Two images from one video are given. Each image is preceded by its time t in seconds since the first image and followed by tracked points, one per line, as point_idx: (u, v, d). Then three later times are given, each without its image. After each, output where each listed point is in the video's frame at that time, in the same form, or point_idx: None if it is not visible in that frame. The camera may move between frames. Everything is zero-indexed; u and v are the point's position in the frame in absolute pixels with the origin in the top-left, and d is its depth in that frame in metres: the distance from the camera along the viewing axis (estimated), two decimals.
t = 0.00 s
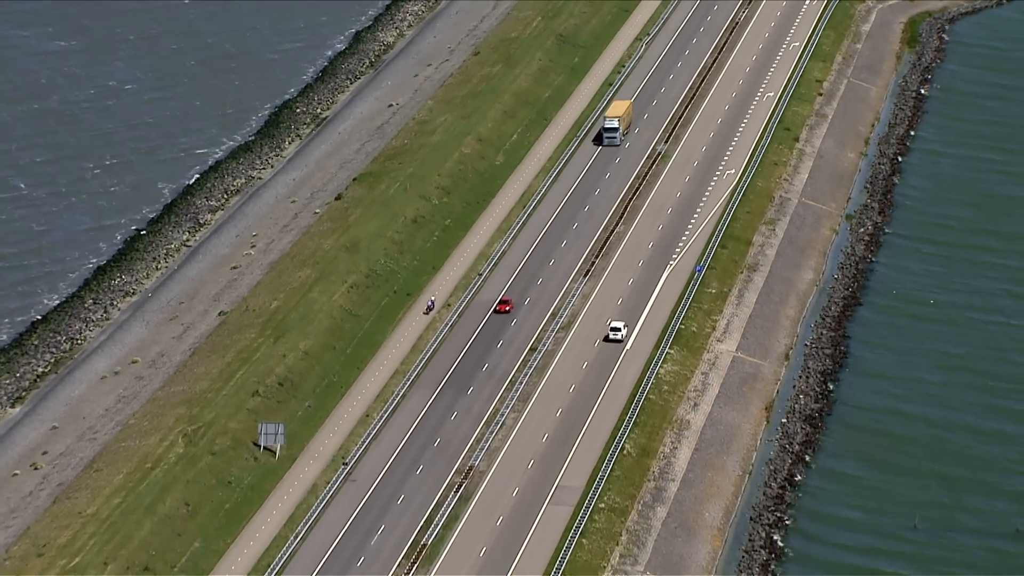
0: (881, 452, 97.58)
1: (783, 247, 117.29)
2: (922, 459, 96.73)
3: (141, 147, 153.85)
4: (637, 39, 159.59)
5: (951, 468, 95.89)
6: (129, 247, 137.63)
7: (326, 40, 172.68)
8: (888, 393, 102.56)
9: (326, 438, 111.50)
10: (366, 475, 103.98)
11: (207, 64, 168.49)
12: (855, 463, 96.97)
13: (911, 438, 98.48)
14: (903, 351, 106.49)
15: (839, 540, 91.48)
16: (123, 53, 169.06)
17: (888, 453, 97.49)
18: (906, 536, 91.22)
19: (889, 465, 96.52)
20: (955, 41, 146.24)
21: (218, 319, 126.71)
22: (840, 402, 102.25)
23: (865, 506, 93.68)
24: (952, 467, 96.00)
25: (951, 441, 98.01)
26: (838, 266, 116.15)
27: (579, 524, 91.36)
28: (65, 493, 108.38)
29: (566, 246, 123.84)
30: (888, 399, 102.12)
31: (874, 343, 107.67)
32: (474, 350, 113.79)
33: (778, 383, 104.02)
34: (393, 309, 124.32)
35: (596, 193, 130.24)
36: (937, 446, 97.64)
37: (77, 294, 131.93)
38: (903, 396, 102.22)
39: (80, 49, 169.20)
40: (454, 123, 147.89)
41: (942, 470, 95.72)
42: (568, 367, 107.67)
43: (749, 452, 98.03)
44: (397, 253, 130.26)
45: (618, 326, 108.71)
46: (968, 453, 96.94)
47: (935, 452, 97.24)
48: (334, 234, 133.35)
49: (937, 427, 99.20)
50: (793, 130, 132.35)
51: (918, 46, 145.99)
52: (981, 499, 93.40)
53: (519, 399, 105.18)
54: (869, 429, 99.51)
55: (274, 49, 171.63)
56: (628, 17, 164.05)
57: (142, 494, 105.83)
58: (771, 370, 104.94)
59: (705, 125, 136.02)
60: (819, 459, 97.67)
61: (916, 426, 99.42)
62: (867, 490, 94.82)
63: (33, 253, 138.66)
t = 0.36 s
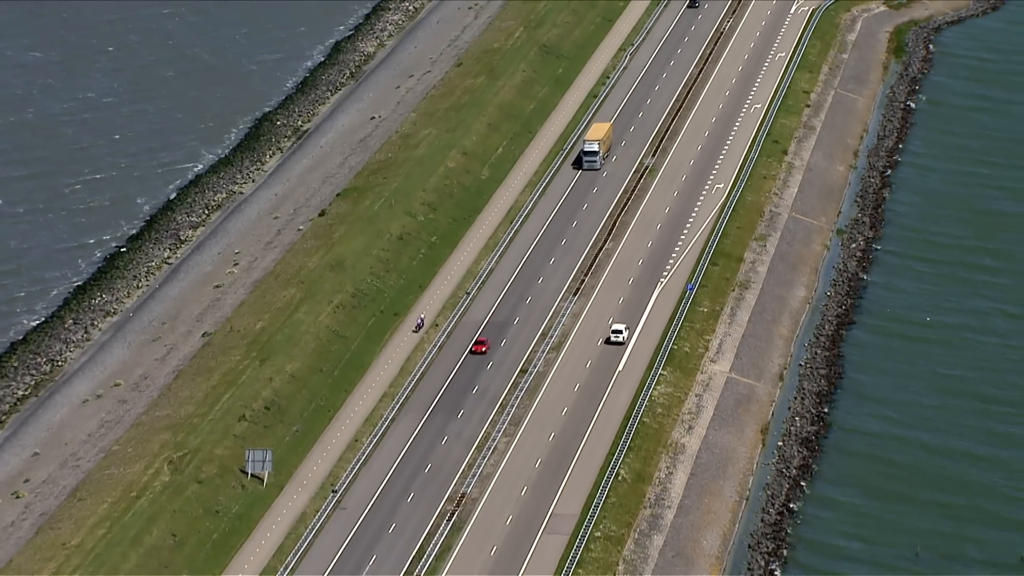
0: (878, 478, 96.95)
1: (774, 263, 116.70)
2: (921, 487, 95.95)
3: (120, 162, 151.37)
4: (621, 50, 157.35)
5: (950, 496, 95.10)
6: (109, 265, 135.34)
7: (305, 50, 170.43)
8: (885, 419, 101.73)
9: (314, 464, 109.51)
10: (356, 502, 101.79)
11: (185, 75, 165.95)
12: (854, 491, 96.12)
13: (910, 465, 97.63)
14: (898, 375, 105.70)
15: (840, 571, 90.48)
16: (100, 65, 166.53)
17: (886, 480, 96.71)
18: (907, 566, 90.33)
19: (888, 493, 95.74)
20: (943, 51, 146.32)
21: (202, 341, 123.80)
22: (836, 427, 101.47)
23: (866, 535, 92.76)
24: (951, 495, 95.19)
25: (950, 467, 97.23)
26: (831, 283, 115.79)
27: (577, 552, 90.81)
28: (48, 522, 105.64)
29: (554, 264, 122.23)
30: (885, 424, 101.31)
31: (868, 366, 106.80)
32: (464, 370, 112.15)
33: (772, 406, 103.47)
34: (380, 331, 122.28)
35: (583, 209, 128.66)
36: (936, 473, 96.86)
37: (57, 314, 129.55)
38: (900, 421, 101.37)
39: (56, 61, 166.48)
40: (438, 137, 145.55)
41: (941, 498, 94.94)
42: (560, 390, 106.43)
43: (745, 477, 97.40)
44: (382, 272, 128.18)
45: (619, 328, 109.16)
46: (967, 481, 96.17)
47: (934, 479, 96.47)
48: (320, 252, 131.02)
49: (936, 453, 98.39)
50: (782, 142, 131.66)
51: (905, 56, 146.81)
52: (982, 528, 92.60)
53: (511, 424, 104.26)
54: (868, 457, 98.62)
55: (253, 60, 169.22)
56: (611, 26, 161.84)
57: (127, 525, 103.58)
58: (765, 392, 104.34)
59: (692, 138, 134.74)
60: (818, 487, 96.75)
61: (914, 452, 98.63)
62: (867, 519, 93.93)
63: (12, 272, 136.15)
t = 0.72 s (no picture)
0: (877, 508, 96.15)
1: (766, 279, 116.03)
2: (920, 516, 95.20)
3: (98, 177, 148.89)
4: (604, 61, 155.41)
5: (949, 525, 94.38)
6: (89, 283, 132.75)
7: (284, 61, 168.18)
8: (882, 445, 100.98)
9: (302, 491, 106.44)
10: (345, 532, 100.37)
11: (163, 87, 163.49)
12: (853, 521, 95.28)
13: (909, 494, 96.93)
14: (894, 399, 105.03)
15: None
16: (77, 77, 163.94)
17: (885, 509, 95.95)
18: None
19: (887, 522, 95.00)
20: (930, 62, 146.85)
21: (185, 364, 121.22)
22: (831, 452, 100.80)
23: (866, 568, 91.95)
24: (950, 524, 94.48)
25: (948, 496, 96.52)
26: (824, 300, 115.25)
27: None
28: (31, 553, 102.52)
29: (542, 283, 120.81)
30: (882, 450, 100.55)
31: (863, 390, 106.14)
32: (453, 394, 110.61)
33: (767, 429, 102.35)
34: (367, 352, 119.03)
35: (571, 225, 127.44)
36: (934, 502, 96.14)
37: (36, 335, 126.97)
38: (897, 447, 100.65)
39: (33, 73, 163.86)
40: (422, 151, 142.77)
41: (940, 528, 94.24)
42: (551, 414, 105.10)
43: (742, 504, 96.14)
44: (369, 290, 125.03)
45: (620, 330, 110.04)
46: (966, 509, 95.45)
47: (933, 508, 95.73)
48: (304, 271, 127.79)
49: (934, 481, 97.63)
50: (770, 155, 131.66)
51: (892, 66, 146.90)
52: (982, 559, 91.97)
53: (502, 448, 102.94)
54: (865, 485, 97.87)
55: (231, 72, 166.82)
56: (594, 36, 160.32)
57: (112, 557, 100.26)
58: (760, 414, 103.29)
59: (679, 152, 133.88)
60: (815, 516, 95.91)
61: (912, 480, 97.93)
62: (867, 550, 93.12)
63: None
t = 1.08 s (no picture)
0: (876, 537, 95.17)
1: (756, 297, 116.02)
2: (919, 546, 94.26)
3: (75, 192, 146.15)
4: (588, 71, 153.47)
5: (949, 555, 93.48)
6: (67, 302, 129.64)
7: (262, 71, 165.82)
8: (878, 471, 100.15)
9: (289, 520, 103.19)
10: (333, 562, 98.48)
11: (141, 99, 160.79)
12: (851, 551, 94.25)
13: (907, 522, 96.00)
14: (889, 424, 104.33)
15: None
16: (52, 90, 161.04)
17: (883, 538, 94.99)
18: None
19: (885, 551, 94.05)
20: (915, 73, 147.84)
21: (167, 387, 117.55)
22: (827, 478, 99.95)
23: None
24: (950, 554, 93.58)
25: (947, 525, 95.61)
26: (815, 318, 115.27)
27: None
28: None
29: (529, 302, 119.23)
30: (879, 476, 99.73)
31: (858, 415, 105.44)
32: (441, 417, 108.92)
33: (762, 453, 101.93)
34: (352, 374, 115.49)
35: (557, 242, 126.02)
36: (933, 531, 95.23)
37: (14, 355, 123.69)
38: (894, 473, 99.82)
39: (8, 86, 160.85)
40: (406, 164, 139.70)
41: (939, 558, 93.35)
42: (542, 438, 103.77)
43: (737, 530, 95.63)
44: (354, 310, 121.46)
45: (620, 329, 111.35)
46: (965, 539, 94.56)
47: (932, 537, 94.80)
48: (286, 291, 124.18)
49: (932, 509, 96.80)
50: (758, 168, 131.49)
51: (878, 75, 147.95)
52: None
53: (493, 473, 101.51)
54: (863, 512, 96.93)
55: (210, 83, 164.32)
56: (576, 46, 158.61)
57: None
58: (754, 437, 102.94)
59: (666, 165, 133.01)
60: (812, 545, 94.91)
61: (910, 508, 97.05)
62: None
63: None
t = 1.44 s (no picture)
0: (873, 568, 93.91)
1: (747, 315, 115.27)
2: None
3: (52, 209, 143.28)
4: (570, 82, 151.81)
5: None
6: (45, 322, 127.19)
7: (240, 83, 163.39)
8: (875, 500, 98.98)
9: (275, 551, 100.95)
10: None
11: (117, 112, 157.93)
12: None
13: (904, 552, 94.77)
14: (885, 451, 103.16)
15: None
16: (27, 103, 158.07)
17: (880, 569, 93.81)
18: None
19: None
20: (901, 84, 147.82)
21: (149, 411, 114.72)
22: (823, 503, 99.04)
23: None
24: None
25: (946, 556, 94.35)
26: (807, 336, 114.77)
27: None
28: None
29: (516, 321, 117.66)
30: (875, 505, 98.56)
31: (853, 441, 104.30)
32: (429, 441, 107.15)
33: (756, 478, 101.12)
34: (338, 398, 113.42)
35: (543, 259, 124.51)
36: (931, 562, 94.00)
37: None
38: (891, 502, 98.67)
39: None
40: (388, 179, 137.42)
41: None
42: (533, 462, 102.30)
43: (733, 558, 94.61)
44: (339, 330, 119.31)
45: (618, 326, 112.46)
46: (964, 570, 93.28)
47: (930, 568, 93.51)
48: (270, 311, 121.61)
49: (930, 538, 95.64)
50: (745, 183, 130.76)
51: (863, 86, 148.02)
52: None
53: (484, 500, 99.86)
54: (860, 543, 95.71)
55: (187, 95, 161.69)
56: (559, 56, 156.95)
57: None
58: (748, 461, 102.06)
59: (652, 180, 131.95)
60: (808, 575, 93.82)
61: (908, 538, 95.84)
62: None
63: None
